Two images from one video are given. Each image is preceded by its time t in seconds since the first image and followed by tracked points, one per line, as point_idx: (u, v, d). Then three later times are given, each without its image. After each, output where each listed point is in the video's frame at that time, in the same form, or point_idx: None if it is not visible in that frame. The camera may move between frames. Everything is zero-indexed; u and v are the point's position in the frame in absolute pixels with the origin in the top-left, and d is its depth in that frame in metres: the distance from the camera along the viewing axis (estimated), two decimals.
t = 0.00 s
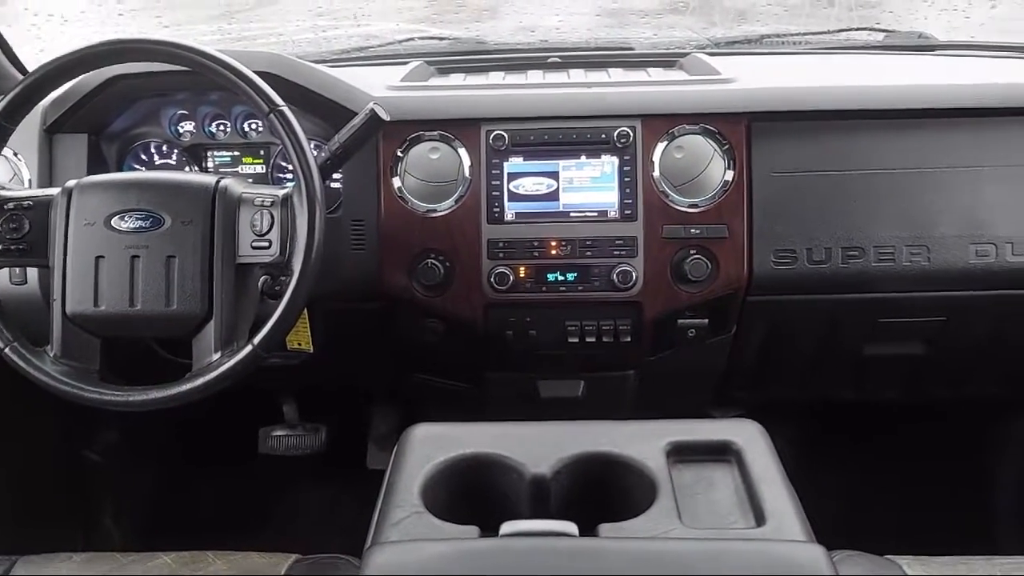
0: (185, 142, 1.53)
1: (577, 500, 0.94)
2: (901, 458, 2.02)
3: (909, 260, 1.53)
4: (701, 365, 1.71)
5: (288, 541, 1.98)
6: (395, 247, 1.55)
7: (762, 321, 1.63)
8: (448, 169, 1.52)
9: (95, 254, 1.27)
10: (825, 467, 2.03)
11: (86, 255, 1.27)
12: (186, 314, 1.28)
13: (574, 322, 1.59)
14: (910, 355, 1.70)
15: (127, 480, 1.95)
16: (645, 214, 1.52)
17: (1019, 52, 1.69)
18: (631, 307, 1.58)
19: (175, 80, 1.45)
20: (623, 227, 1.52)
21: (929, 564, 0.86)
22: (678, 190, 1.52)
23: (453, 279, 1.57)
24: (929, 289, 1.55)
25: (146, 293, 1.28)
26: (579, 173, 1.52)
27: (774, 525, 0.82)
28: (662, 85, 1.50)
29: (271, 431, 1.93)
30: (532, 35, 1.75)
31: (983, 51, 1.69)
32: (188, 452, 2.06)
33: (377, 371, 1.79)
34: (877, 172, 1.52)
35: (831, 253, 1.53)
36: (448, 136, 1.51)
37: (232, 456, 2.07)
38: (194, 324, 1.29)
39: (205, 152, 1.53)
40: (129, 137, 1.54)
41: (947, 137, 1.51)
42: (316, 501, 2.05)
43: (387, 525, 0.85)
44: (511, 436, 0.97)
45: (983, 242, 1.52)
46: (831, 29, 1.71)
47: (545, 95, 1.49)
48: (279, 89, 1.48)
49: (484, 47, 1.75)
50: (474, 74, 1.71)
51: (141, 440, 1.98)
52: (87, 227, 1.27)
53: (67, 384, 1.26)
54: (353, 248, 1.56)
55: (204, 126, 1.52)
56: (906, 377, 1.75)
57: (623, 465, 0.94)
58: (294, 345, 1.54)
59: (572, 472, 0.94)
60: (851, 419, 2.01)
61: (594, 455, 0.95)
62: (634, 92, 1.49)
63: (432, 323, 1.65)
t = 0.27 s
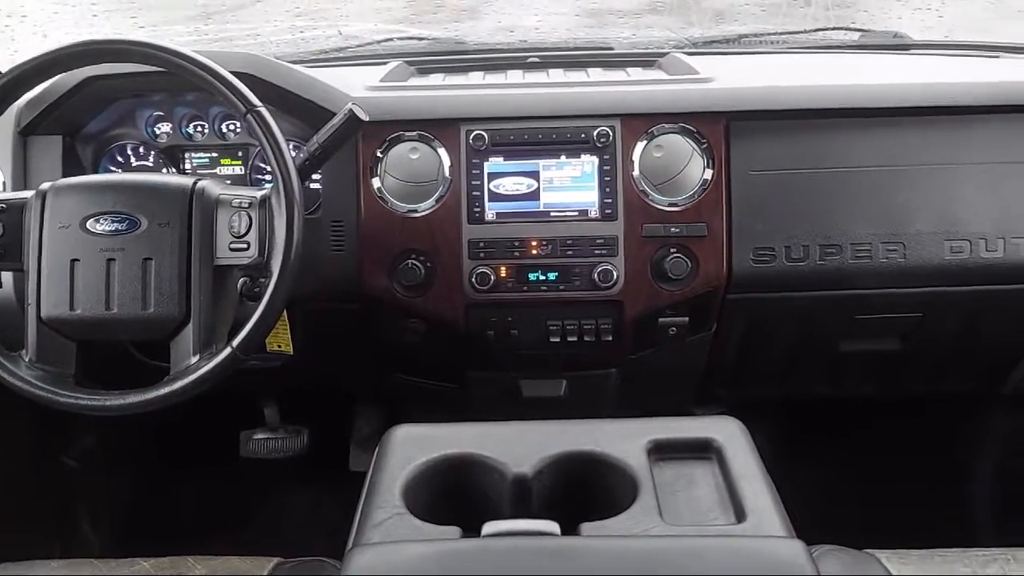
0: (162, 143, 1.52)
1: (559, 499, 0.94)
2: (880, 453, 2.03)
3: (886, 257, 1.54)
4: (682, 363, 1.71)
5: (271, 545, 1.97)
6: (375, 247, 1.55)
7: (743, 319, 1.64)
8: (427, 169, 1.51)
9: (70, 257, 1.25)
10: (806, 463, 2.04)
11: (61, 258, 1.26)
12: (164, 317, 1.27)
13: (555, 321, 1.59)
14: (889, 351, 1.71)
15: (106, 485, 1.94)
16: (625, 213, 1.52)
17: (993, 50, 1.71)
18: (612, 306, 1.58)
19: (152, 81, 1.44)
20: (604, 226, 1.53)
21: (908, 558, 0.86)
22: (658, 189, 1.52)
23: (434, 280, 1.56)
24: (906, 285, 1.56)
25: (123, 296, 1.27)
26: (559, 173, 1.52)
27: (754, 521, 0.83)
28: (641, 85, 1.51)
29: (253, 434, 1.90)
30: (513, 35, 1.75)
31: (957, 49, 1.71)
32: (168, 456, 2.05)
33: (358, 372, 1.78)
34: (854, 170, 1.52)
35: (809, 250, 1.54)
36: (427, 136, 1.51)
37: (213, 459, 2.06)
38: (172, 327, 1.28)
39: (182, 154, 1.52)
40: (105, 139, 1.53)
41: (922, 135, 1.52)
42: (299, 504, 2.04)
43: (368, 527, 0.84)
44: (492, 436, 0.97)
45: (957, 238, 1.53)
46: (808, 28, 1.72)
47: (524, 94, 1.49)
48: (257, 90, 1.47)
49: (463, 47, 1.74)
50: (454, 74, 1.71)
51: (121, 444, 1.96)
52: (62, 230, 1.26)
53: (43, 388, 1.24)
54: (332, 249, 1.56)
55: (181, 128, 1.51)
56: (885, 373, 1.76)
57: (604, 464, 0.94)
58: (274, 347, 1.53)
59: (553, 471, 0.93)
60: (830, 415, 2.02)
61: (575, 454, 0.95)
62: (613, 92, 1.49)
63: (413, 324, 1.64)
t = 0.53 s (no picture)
0: (136, 146, 1.51)
1: (538, 499, 0.94)
2: (856, 449, 2.05)
3: (859, 255, 1.55)
4: (660, 362, 1.72)
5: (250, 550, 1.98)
6: (353, 249, 1.54)
7: (720, 318, 1.65)
8: (404, 171, 1.51)
9: (43, 262, 1.25)
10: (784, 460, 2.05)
11: (34, 263, 1.25)
12: (138, 321, 1.27)
13: (534, 322, 1.59)
14: (864, 349, 1.72)
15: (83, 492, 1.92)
16: (602, 213, 1.53)
17: (964, 49, 1.72)
18: (590, 306, 1.58)
19: (126, 83, 1.43)
20: (581, 226, 1.53)
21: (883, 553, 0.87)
22: (635, 189, 1.53)
23: (411, 281, 1.56)
24: (880, 283, 1.58)
25: (97, 300, 1.26)
26: (536, 174, 1.52)
27: (730, 518, 0.83)
28: (617, 85, 1.51)
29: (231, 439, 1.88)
30: (490, 36, 1.75)
31: (928, 49, 1.72)
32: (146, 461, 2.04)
33: (337, 374, 1.78)
34: (827, 169, 1.54)
35: (784, 249, 1.55)
36: (404, 137, 1.50)
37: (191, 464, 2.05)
38: (147, 331, 1.27)
39: (158, 157, 1.51)
40: (79, 143, 1.52)
41: (894, 134, 1.53)
42: (279, 508, 2.03)
43: (346, 529, 0.84)
44: (470, 437, 0.97)
45: (929, 236, 1.55)
46: (782, 29, 1.73)
47: (501, 95, 1.49)
48: (232, 92, 1.46)
49: (440, 49, 1.74)
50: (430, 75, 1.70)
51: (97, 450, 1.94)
52: (34, 234, 1.25)
53: (16, 394, 1.23)
54: (310, 251, 1.56)
55: (156, 131, 1.50)
56: (860, 369, 1.78)
57: (583, 463, 0.94)
58: (250, 350, 1.52)
59: (531, 471, 0.94)
60: (807, 412, 2.04)
61: (554, 454, 0.95)
62: (589, 93, 1.50)
63: (392, 326, 1.64)
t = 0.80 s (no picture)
0: (109, 147, 1.50)
1: (515, 496, 0.94)
2: (831, 443, 2.07)
3: (832, 251, 1.56)
4: (638, 358, 1.73)
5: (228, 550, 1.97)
6: (329, 249, 1.54)
7: (697, 315, 1.66)
8: (380, 170, 1.51)
9: (14, 264, 1.24)
10: (761, 456, 2.06)
11: (5, 265, 1.24)
12: (112, 322, 1.26)
13: (511, 320, 1.59)
14: (838, 344, 1.73)
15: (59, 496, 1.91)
16: (578, 211, 1.53)
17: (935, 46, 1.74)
18: (567, 304, 1.58)
19: (97, 84, 1.43)
20: (558, 225, 1.53)
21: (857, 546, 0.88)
22: (610, 187, 1.53)
23: (388, 281, 1.56)
24: (852, 279, 1.59)
25: (69, 303, 1.25)
26: (513, 173, 1.52)
27: (706, 512, 0.84)
28: (592, 84, 1.52)
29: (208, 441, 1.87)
30: (466, 35, 1.77)
31: (900, 46, 1.74)
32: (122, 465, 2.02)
33: (315, 374, 1.77)
34: (800, 166, 1.55)
35: (759, 246, 1.56)
36: (379, 136, 1.50)
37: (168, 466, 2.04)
38: (120, 333, 1.27)
39: (131, 158, 1.50)
40: (51, 144, 1.50)
41: (865, 131, 1.55)
42: (258, 510, 2.02)
43: (322, 530, 0.84)
44: (447, 436, 0.97)
45: (901, 232, 1.56)
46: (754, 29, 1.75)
47: (476, 95, 1.50)
48: (206, 93, 1.45)
49: (415, 48, 1.73)
50: (406, 74, 1.69)
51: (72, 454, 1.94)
52: (5, 236, 1.24)
53: None
54: (285, 251, 1.55)
55: (129, 131, 1.49)
56: (835, 365, 1.79)
57: (560, 461, 0.95)
58: (225, 351, 1.51)
59: (509, 470, 0.94)
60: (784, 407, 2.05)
61: (531, 452, 0.95)
62: (564, 92, 1.51)
63: (369, 326, 1.63)
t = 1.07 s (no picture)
0: (83, 147, 1.48)
1: (496, 494, 0.94)
2: (812, 438, 2.07)
3: (810, 246, 1.57)
4: (618, 354, 1.73)
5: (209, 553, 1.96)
6: (307, 248, 1.53)
7: (677, 310, 1.66)
8: (358, 168, 1.50)
9: None
10: (742, 450, 2.07)
11: None
12: (87, 324, 1.25)
13: (492, 318, 1.59)
14: (816, 338, 1.74)
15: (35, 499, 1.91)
16: (557, 208, 1.53)
17: (909, 43, 1.75)
18: (548, 301, 1.57)
19: (71, 82, 1.41)
20: (537, 222, 1.53)
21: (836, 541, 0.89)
22: (590, 184, 1.53)
23: (367, 280, 1.55)
24: (830, 273, 1.60)
25: (44, 304, 1.25)
26: (492, 170, 1.51)
27: (686, 507, 0.84)
28: (570, 82, 1.52)
29: (188, 443, 1.86)
30: (445, 33, 1.75)
31: (874, 44, 1.75)
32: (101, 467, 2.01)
33: (295, 374, 1.76)
34: (777, 162, 1.55)
35: (737, 242, 1.56)
36: (357, 134, 1.49)
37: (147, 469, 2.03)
38: (95, 335, 1.26)
39: (107, 158, 1.48)
40: (24, 144, 1.48)
41: (840, 126, 1.56)
42: (239, 512, 2.00)
43: (302, 531, 0.83)
44: (427, 434, 0.96)
45: (877, 226, 1.57)
46: (731, 25, 1.74)
47: (454, 93, 1.50)
48: (181, 92, 1.44)
49: (394, 46, 1.74)
50: (384, 72, 1.69)
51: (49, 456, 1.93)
52: None
53: None
54: (263, 251, 1.54)
55: (104, 131, 1.47)
56: (813, 359, 1.80)
57: (541, 458, 0.94)
58: (203, 353, 1.50)
59: (490, 468, 0.93)
60: (765, 403, 2.05)
61: (512, 450, 0.95)
62: (542, 89, 1.51)
63: (349, 325, 1.62)
